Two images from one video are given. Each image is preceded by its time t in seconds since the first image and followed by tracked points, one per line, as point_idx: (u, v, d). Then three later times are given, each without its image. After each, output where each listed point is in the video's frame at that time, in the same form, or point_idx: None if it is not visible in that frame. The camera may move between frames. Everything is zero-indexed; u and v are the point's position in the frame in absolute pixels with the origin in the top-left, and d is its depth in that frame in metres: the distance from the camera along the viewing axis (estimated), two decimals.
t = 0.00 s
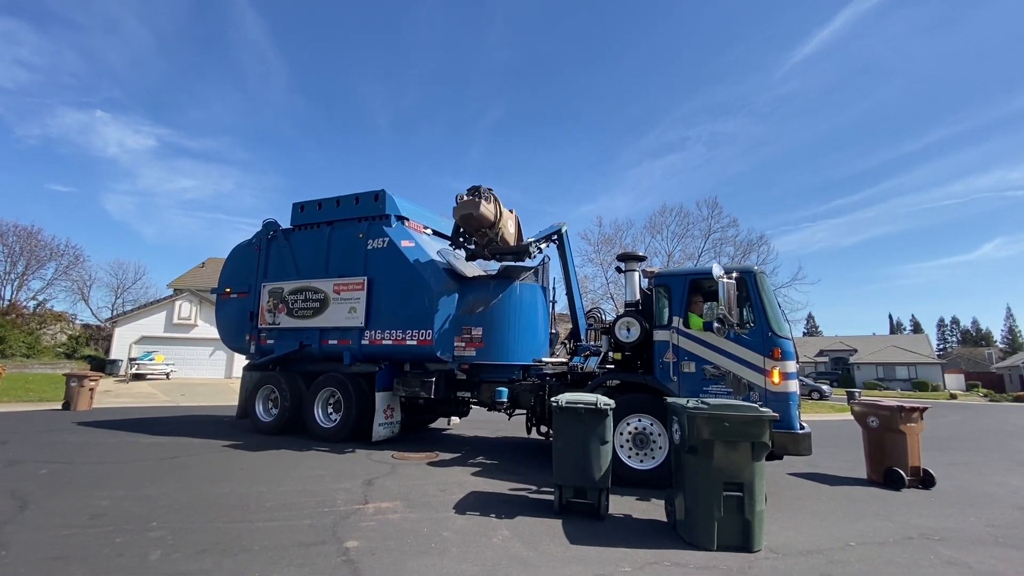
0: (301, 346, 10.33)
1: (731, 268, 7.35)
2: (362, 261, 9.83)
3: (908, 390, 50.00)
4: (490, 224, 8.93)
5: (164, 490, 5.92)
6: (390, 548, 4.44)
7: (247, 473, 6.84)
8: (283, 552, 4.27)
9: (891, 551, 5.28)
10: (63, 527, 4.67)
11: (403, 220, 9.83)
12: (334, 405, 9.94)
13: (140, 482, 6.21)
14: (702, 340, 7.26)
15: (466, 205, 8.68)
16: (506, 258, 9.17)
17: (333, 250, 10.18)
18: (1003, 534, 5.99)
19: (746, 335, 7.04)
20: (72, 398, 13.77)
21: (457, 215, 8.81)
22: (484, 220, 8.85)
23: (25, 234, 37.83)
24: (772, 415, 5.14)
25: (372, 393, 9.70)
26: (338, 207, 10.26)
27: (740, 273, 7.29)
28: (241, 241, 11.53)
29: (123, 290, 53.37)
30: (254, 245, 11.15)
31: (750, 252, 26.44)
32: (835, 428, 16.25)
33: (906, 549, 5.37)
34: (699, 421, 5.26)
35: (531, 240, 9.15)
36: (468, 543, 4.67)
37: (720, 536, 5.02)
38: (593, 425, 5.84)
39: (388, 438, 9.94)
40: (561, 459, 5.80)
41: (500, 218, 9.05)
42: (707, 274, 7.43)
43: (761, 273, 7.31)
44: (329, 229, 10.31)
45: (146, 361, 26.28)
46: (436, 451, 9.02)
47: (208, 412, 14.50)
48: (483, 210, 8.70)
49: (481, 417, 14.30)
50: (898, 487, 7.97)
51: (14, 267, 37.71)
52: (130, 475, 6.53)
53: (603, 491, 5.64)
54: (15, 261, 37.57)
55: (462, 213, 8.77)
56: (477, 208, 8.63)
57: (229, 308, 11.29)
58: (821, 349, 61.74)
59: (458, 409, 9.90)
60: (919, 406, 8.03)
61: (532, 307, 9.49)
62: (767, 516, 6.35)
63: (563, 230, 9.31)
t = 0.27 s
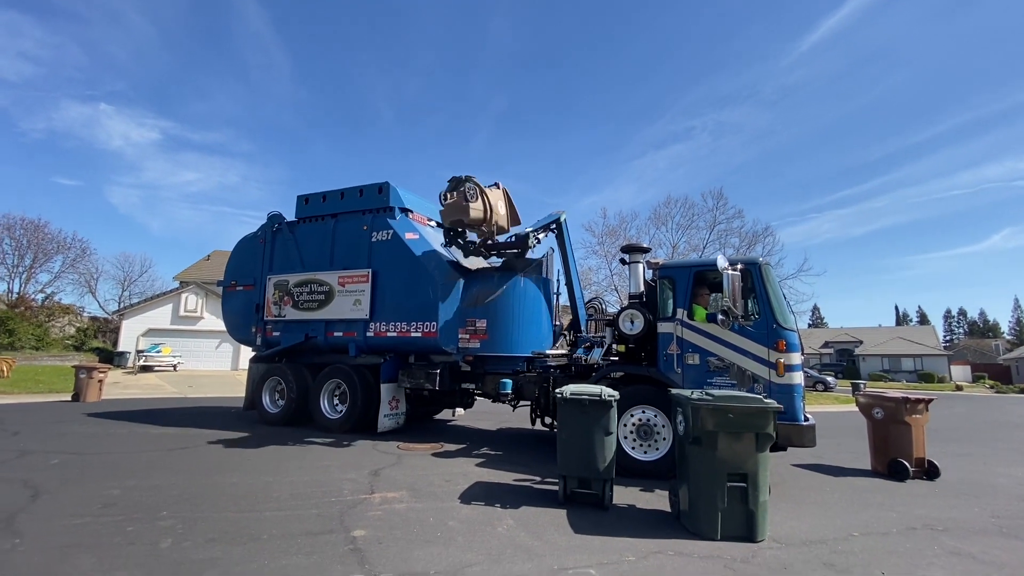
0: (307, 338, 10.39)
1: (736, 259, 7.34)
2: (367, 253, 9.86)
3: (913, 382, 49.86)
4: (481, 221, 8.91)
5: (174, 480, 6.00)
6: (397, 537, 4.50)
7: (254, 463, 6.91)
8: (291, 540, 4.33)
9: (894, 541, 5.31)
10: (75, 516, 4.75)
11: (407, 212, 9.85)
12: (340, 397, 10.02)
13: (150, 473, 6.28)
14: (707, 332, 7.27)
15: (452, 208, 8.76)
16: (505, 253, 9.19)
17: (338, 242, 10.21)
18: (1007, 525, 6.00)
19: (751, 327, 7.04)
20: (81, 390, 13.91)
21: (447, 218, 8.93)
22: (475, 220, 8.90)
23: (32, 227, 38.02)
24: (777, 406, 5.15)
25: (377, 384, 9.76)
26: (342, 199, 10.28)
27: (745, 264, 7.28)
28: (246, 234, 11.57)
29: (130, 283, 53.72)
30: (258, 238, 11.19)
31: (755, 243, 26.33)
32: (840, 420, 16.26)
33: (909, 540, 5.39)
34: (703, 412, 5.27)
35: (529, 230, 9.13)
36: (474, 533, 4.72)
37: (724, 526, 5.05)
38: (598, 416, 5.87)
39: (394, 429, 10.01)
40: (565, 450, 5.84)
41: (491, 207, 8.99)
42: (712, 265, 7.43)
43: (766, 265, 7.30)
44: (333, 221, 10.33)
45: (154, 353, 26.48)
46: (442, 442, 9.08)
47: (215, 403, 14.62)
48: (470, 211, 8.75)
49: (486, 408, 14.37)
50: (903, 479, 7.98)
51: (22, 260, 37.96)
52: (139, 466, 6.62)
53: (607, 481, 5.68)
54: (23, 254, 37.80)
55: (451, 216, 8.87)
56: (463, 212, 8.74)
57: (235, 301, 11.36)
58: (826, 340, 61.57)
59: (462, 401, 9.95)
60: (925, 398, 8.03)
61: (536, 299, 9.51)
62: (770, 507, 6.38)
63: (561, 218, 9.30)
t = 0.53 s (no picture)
0: (314, 329, 10.45)
1: (742, 248, 7.32)
2: (372, 244, 9.89)
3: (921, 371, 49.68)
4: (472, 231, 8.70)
5: (185, 469, 6.08)
6: (405, 524, 4.56)
7: (263, 452, 6.99)
8: (301, 527, 4.40)
9: (900, 529, 5.33)
10: (89, 504, 4.84)
11: (412, 203, 9.85)
12: (347, 386, 10.09)
13: (161, 462, 6.38)
14: (713, 321, 7.26)
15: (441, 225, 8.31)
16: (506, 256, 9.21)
17: (342, 233, 10.23)
18: (1013, 513, 6.01)
19: (758, 316, 7.03)
20: (92, 381, 14.06)
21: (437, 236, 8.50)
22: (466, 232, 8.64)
23: (40, 220, 38.26)
24: (783, 395, 5.17)
25: (383, 374, 9.82)
26: (347, 190, 10.29)
27: (751, 253, 7.26)
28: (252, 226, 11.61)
29: (137, 275, 54.06)
30: (264, 229, 11.23)
31: (761, 233, 26.20)
32: (845, 409, 16.25)
33: (915, 528, 5.41)
34: (709, 401, 5.28)
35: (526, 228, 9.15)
36: (481, 520, 4.78)
37: (730, 514, 5.08)
38: (603, 405, 5.90)
39: (401, 418, 10.09)
40: (571, 439, 5.88)
41: (482, 213, 8.79)
42: (718, 254, 7.41)
43: (773, 254, 7.27)
44: (338, 212, 10.35)
45: (162, 344, 26.70)
46: (448, 431, 9.15)
47: (224, 393, 14.76)
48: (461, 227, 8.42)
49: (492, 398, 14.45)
50: (909, 467, 7.99)
51: (30, 253, 38.24)
52: (151, 455, 6.71)
53: (612, 470, 5.71)
54: (32, 246, 38.07)
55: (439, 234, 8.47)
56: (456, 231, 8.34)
57: (242, 292, 11.43)
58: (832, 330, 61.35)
59: (468, 390, 10.01)
60: (932, 387, 8.02)
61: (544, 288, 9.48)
62: (776, 495, 6.41)
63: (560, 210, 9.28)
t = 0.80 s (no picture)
0: (321, 318, 10.52)
1: (750, 236, 7.28)
2: (377, 233, 9.90)
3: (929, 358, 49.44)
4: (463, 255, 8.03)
5: (197, 456, 6.17)
6: (413, 510, 4.62)
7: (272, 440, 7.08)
8: (312, 513, 4.47)
9: (906, 515, 5.34)
10: (103, 490, 4.92)
11: (417, 192, 9.84)
12: (355, 375, 10.17)
13: (173, 449, 6.47)
14: (720, 309, 7.25)
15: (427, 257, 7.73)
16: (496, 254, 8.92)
17: (348, 223, 10.25)
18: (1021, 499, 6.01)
19: (765, 304, 7.01)
20: (103, 370, 14.24)
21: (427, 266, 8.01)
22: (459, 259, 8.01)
23: (48, 211, 38.49)
24: (790, 382, 5.16)
25: (390, 363, 9.88)
26: (352, 179, 10.29)
27: (759, 240, 7.23)
28: (258, 216, 11.64)
29: (145, 266, 54.42)
30: (270, 219, 11.26)
31: (769, 220, 26.03)
32: (852, 397, 16.21)
33: (921, 514, 5.42)
34: (716, 388, 5.29)
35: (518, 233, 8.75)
36: (488, 505, 4.83)
37: (735, 500, 5.12)
38: (609, 392, 5.92)
39: (408, 407, 10.16)
40: (577, 425, 5.91)
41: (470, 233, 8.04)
42: (725, 242, 7.38)
43: (781, 241, 7.23)
44: (343, 201, 10.37)
45: (172, 334, 26.95)
46: (455, 419, 9.22)
47: (233, 382, 14.91)
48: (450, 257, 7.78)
49: (498, 386, 14.52)
50: (916, 454, 7.99)
51: (40, 245, 38.54)
52: (163, 442, 6.81)
53: (618, 456, 5.74)
54: (41, 238, 38.36)
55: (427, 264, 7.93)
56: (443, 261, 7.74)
57: (249, 282, 11.49)
58: (840, 318, 61.06)
59: (475, 378, 10.06)
60: (940, 374, 8.00)
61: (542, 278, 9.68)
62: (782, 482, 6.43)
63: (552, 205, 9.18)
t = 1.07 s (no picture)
0: (327, 307, 10.58)
1: (757, 223, 7.26)
2: (383, 223, 9.92)
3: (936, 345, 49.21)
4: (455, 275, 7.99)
5: (207, 443, 6.26)
6: (421, 495, 4.68)
7: (282, 428, 7.16)
8: (321, 498, 4.53)
9: (912, 500, 5.36)
10: (117, 477, 5.01)
11: (421, 180, 9.83)
12: (362, 363, 10.24)
13: (184, 437, 6.56)
14: (726, 297, 7.25)
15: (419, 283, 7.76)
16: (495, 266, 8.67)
17: (353, 212, 10.28)
18: None
19: (772, 291, 7.00)
20: (114, 360, 14.40)
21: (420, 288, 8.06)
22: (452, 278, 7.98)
23: (56, 203, 38.70)
24: (796, 368, 5.17)
25: (397, 351, 9.94)
26: (356, 168, 10.30)
27: (766, 227, 7.21)
28: (263, 206, 11.67)
29: (153, 257, 54.73)
30: (275, 209, 11.30)
31: (776, 207, 25.86)
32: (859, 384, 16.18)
33: (927, 499, 5.44)
34: (722, 374, 5.28)
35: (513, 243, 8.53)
36: (495, 491, 4.88)
37: (741, 485, 5.15)
38: (615, 379, 5.94)
39: (415, 395, 10.23)
40: (583, 413, 5.94)
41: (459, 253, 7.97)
42: (732, 229, 7.36)
43: (788, 227, 7.20)
44: (348, 191, 10.38)
45: (180, 325, 27.18)
46: (461, 407, 9.28)
47: (242, 372, 15.05)
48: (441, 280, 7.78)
49: (504, 375, 14.58)
50: (922, 440, 7.99)
51: (48, 237, 38.80)
52: (174, 430, 6.91)
53: (624, 443, 5.78)
54: (49, 230, 38.61)
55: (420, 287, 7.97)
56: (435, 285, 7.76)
57: (256, 273, 11.56)
58: (847, 305, 60.77)
59: (481, 366, 10.11)
60: (947, 360, 7.98)
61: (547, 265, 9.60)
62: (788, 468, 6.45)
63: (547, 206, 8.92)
